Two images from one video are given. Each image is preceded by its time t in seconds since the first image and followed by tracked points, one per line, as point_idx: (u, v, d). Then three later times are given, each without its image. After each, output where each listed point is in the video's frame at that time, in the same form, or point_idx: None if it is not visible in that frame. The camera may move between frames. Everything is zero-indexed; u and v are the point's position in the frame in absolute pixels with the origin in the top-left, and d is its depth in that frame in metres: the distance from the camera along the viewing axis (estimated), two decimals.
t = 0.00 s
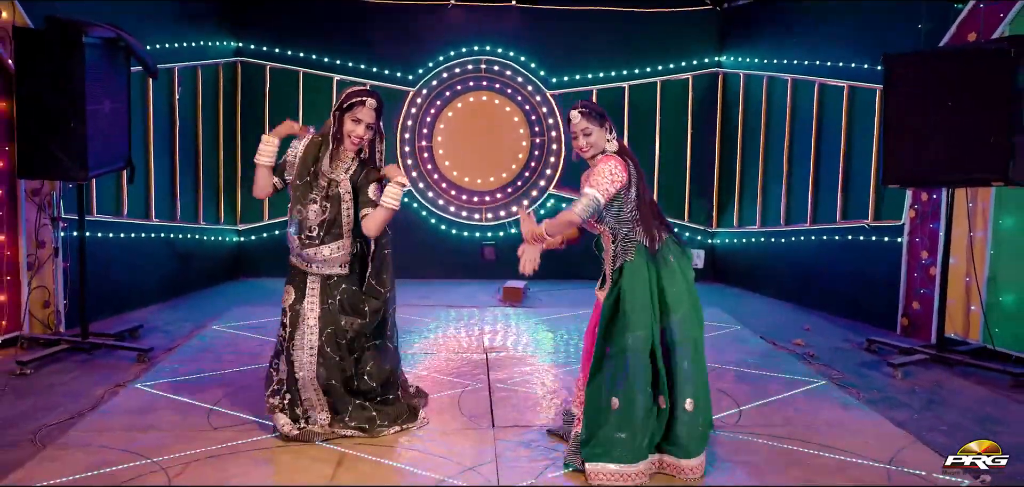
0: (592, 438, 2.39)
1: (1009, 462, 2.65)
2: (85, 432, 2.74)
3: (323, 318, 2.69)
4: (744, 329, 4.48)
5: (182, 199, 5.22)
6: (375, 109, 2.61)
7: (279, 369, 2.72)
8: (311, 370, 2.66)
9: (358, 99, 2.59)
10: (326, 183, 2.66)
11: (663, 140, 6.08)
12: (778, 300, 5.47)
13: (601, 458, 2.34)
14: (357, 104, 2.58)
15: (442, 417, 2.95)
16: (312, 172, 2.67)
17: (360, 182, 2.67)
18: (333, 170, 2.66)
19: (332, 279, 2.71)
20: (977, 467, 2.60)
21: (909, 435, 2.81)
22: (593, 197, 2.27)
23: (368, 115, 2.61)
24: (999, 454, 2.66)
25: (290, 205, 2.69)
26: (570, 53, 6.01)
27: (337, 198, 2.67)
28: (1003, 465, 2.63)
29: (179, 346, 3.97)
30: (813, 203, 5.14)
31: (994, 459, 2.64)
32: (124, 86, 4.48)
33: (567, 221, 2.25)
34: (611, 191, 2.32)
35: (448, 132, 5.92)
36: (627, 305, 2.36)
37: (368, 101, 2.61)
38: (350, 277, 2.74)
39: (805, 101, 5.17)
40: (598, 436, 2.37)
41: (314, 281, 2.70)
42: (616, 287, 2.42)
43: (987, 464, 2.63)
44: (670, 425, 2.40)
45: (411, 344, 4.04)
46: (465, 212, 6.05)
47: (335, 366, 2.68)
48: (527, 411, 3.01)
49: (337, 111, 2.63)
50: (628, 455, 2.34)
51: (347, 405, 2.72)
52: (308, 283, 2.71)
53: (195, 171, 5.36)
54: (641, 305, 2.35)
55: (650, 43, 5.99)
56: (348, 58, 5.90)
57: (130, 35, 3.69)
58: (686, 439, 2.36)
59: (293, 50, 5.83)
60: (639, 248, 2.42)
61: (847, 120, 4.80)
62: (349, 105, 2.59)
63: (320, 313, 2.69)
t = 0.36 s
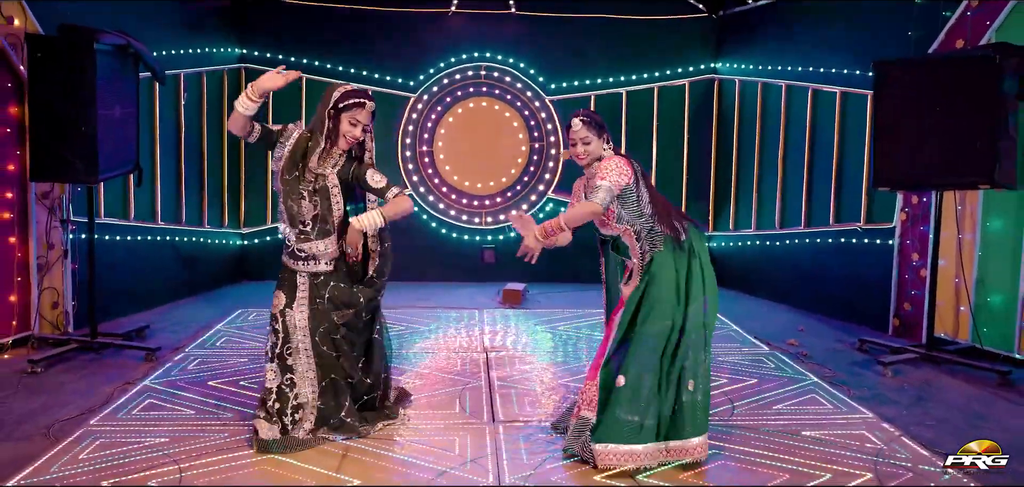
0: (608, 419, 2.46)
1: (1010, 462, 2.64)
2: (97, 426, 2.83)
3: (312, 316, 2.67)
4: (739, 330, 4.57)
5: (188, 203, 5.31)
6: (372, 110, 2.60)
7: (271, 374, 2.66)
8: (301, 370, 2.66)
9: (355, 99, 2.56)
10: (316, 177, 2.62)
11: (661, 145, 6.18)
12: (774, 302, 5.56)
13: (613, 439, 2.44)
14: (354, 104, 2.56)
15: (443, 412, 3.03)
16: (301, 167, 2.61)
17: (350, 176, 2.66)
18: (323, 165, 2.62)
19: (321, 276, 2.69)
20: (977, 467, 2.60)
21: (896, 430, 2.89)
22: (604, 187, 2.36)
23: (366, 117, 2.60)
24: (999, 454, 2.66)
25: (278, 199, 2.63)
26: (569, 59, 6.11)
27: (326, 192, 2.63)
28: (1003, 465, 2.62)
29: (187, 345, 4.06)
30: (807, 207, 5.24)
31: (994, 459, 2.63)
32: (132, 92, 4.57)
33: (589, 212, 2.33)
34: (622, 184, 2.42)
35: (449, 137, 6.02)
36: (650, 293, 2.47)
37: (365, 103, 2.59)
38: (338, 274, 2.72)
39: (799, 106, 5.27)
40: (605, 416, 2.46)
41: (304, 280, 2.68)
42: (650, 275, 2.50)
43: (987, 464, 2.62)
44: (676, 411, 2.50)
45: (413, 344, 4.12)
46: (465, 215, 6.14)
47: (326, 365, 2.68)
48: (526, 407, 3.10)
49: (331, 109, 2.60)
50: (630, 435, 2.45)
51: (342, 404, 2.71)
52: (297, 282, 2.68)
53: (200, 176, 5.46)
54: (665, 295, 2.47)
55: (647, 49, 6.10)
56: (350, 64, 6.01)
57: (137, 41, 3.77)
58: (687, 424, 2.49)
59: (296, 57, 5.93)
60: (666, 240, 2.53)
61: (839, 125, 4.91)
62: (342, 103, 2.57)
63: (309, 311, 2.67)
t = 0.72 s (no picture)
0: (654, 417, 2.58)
1: (1009, 461, 2.70)
2: (105, 421, 2.90)
3: (319, 327, 2.69)
4: (734, 331, 4.65)
5: (191, 207, 5.39)
6: (364, 112, 2.60)
7: (273, 381, 2.66)
8: (306, 379, 2.66)
9: (349, 103, 2.57)
10: (320, 184, 2.62)
11: (657, 149, 6.26)
12: (769, 305, 5.63)
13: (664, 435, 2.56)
14: (348, 108, 2.56)
15: (442, 409, 3.11)
16: (301, 175, 2.62)
17: (350, 180, 2.65)
18: (323, 171, 2.62)
19: (326, 286, 2.70)
20: (977, 467, 2.65)
21: (884, 425, 2.97)
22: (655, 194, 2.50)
23: (360, 119, 2.59)
24: (999, 454, 2.72)
25: (279, 210, 2.62)
26: (566, 66, 6.21)
27: (328, 198, 2.63)
28: (1003, 465, 2.69)
29: (191, 345, 4.13)
30: (801, 210, 5.32)
31: (994, 459, 2.69)
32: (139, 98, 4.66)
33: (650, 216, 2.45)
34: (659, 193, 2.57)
35: (448, 142, 6.11)
36: (686, 299, 2.63)
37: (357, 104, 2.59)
38: (343, 282, 2.74)
39: (792, 112, 5.36)
40: (649, 413, 2.60)
41: (309, 290, 2.69)
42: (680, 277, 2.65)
43: (987, 464, 2.68)
44: (707, 402, 2.68)
45: (413, 345, 4.20)
46: (464, 219, 6.22)
47: (332, 375, 2.70)
48: (523, 405, 3.17)
49: (324, 115, 2.58)
50: (675, 429, 2.57)
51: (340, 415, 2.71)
52: (302, 289, 2.69)
53: (204, 180, 5.54)
54: (697, 296, 2.64)
55: (643, 56, 6.19)
56: (351, 71, 6.10)
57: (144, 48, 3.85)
58: (718, 414, 2.66)
59: (298, 63, 6.03)
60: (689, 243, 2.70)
61: (832, 130, 4.99)
62: (336, 108, 2.56)
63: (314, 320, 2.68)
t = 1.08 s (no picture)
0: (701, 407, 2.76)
1: (1010, 462, 2.73)
2: (111, 419, 2.98)
3: (310, 332, 2.62)
4: (727, 333, 4.73)
5: (193, 211, 5.47)
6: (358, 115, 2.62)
7: (266, 391, 2.59)
8: (301, 385, 2.60)
9: (341, 106, 2.57)
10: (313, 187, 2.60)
11: (653, 155, 6.36)
12: (762, 308, 5.72)
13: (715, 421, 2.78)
14: (341, 110, 2.57)
15: (440, 407, 3.19)
16: (294, 178, 2.59)
17: (342, 182, 2.65)
18: (315, 174, 2.59)
19: (317, 289, 2.65)
20: (976, 467, 2.72)
21: (870, 423, 3.06)
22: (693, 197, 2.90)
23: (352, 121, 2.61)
24: (999, 454, 2.75)
25: (268, 213, 2.58)
26: (564, 73, 6.31)
27: (321, 201, 2.61)
28: (1003, 465, 2.71)
29: (193, 347, 4.21)
30: (793, 215, 5.42)
31: (994, 459, 2.73)
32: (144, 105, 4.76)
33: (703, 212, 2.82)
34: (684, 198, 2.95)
35: (447, 148, 6.20)
36: (698, 294, 2.86)
37: (349, 107, 2.61)
38: (333, 284, 2.70)
39: (785, 118, 5.46)
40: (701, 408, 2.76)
41: (299, 295, 2.63)
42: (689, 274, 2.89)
43: (987, 464, 2.72)
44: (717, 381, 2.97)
45: (412, 346, 4.28)
46: (463, 224, 6.31)
47: (327, 377, 2.65)
48: (518, 403, 3.25)
49: (314, 117, 2.57)
50: (722, 415, 2.80)
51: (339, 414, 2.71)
52: (292, 296, 2.63)
53: (206, 185, 5.63)
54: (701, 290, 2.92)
55: (639, 63, 6.29)
56: (351, 78, 6.20)
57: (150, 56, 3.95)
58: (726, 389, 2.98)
59: (299, 71, 6.13)
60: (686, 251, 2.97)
61: (823, 136, 5.09)
62: (328, 110, 2.55)
63: (306, 325, 2.62)
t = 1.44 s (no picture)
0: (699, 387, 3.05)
1: (1009, 462, 2.78)
2: (120, 417, 3.06)
3: (319, 341, 2.57)
4: (722, 336, 4.81)
5: (197, 216, 5.56)
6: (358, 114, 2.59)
7: (274, 399, 2.54)
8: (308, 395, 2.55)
9: (341, 105, 2.54)
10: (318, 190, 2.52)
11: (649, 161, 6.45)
12: (757, 311, 5.80)
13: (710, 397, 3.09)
14: (341, 110, 2.53)
15: (440, 406, 3.27)
16: (300, 182, 2.52)
17: (348, 183, 2.55)
18: (321, 177, 2.51)
19: (327, 298, 2.59)
20: (976, 467, 2.76)
21: (857, 421, 3.14)
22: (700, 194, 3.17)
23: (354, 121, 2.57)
24: (999, 454, 2.82)
25: (280, 220, 2.52)
26: (562, 80, 6.40)
27: (328, 205, 2.53)
28: (1003, 465, 2.76)
29: (198, 348, 4.29)
30: (787, 219, 5.51)
31: (994, 459, 2.78)
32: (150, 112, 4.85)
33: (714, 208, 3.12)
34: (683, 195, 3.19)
35: (447, 153, 6.30)
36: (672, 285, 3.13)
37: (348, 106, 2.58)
38: (343, 293, 2.64)
39: (779, 124, 5.55)
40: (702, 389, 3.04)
41: (308, 304, 2.57)
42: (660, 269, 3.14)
43: (987, 464, 2.77)
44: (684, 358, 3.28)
45: (412, 348, 4.37)
46: (462, 229, 6.40)
47: (335, 389, 2.59)
48: (517, 402, 3.33)
49: (314, 118, 2.51)
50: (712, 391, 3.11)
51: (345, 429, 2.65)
52: (301, 304, 2.57)
53: (210, 190, 5.73)
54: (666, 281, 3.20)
55: (636, 71, 6.39)
56: (353, 85, 6.30)
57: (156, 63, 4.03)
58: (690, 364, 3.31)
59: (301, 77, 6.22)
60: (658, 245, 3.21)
61: (817, 142, 5.18)
62: (328, 111, 2.51)
63: (314, 335, 2.57)
